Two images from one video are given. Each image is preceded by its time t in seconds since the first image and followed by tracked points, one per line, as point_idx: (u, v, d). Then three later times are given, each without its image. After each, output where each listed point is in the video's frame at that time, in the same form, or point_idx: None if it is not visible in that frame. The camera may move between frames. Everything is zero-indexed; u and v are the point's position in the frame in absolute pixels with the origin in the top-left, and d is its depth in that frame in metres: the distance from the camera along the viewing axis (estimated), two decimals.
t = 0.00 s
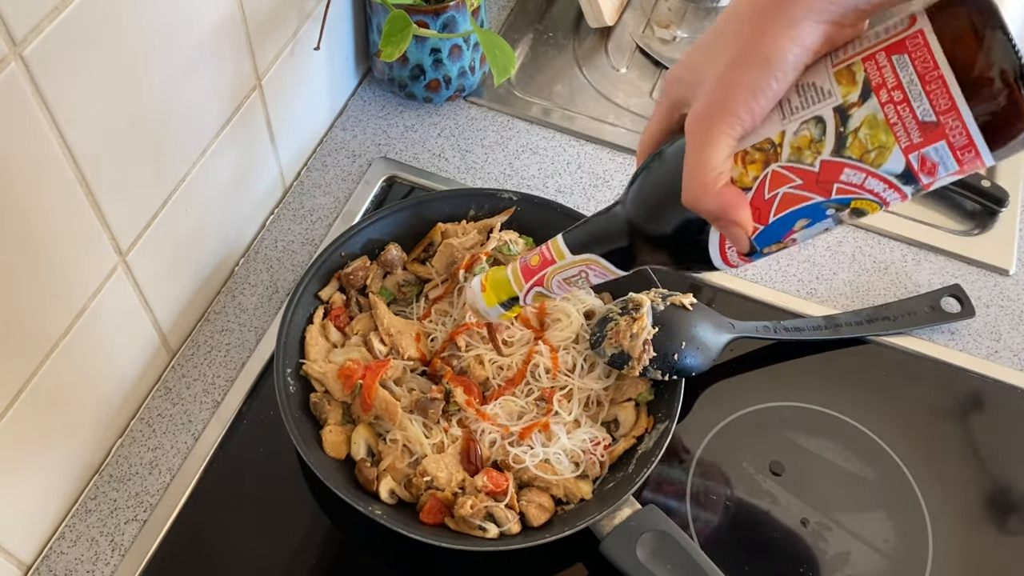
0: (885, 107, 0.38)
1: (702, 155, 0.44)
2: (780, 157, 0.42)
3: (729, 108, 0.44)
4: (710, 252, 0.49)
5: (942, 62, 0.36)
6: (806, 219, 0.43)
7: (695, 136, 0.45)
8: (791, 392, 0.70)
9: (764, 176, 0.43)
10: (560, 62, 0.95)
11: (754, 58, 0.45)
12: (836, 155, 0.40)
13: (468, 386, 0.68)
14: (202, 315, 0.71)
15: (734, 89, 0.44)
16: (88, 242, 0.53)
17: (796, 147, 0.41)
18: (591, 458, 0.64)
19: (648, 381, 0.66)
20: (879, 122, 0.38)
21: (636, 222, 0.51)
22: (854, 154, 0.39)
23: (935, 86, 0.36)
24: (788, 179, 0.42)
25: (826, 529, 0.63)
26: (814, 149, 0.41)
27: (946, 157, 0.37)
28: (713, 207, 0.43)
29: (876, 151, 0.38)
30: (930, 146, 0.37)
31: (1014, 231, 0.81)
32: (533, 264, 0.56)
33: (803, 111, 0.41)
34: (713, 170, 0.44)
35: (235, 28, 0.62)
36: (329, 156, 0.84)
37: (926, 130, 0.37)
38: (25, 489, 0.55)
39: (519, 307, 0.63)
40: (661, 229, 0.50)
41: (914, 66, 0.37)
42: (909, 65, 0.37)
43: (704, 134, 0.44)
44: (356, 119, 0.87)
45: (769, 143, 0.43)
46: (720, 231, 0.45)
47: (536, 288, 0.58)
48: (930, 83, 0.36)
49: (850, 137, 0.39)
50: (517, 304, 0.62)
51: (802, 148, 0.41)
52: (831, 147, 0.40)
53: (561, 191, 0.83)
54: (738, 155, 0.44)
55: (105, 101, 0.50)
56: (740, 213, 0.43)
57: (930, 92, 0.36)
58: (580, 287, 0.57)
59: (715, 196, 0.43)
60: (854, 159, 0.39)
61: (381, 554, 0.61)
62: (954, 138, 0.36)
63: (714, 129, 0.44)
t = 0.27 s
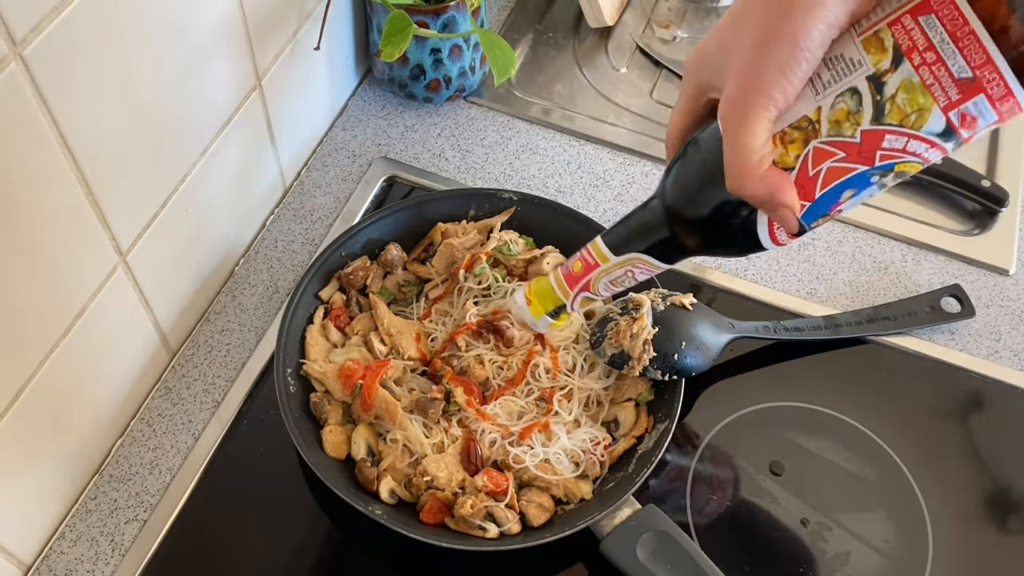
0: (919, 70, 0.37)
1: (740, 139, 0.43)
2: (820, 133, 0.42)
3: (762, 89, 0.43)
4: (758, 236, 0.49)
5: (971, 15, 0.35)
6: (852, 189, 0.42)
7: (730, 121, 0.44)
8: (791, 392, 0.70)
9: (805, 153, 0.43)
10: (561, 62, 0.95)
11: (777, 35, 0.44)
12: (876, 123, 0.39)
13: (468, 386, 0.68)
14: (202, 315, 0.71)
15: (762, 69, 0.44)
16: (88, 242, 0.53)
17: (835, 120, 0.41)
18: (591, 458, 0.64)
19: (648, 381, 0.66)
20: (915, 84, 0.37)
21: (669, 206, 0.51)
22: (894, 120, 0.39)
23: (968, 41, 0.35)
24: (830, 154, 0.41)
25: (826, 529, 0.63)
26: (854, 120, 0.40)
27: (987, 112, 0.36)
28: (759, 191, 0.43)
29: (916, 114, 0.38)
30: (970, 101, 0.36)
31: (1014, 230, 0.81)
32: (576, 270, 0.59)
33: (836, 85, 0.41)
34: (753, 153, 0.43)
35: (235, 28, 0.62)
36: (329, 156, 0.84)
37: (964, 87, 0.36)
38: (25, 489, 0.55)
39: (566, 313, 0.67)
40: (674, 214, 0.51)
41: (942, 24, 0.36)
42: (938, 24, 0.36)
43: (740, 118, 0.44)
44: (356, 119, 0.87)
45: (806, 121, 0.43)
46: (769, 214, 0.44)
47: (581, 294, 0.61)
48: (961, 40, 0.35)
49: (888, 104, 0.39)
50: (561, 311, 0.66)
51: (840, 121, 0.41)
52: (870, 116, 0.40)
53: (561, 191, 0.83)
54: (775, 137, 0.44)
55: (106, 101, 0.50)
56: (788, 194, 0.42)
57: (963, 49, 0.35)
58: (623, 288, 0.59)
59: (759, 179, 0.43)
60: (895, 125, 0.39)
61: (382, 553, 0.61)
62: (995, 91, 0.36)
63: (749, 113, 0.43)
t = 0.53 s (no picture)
0: (905, 69, 0.39)
1: (733, 133, 0.45)
2: (809, 122, 0.44)
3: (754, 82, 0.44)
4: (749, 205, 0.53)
5: (958, 21, 0.37)
6: (837, 169, 0.46)
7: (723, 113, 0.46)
8: (791, 392, 0.70)
9: (794, 140, 0.45)
10: (561, 62, 0.95)
11: (769, 24, 0.44)
12: (862, 115, 0.42)
13: (468, 386, 0.68)
14: (202, 315, 0.71)
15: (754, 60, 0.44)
16: (88, 242, 0.53)
17: (822, 112, 0.43)
18: (591, 458, 0.64)
19: (648, 381, 0.66)
20: (900, 83, 0.40)
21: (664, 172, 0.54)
22: (879, 114, 0.41)
23: (953, 44, 0.37)
24: (817, 142, 0.44)
25: (826, 529, 0.63)
26: (840, 112, 0.43)
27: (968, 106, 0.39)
28: (752, 179, 0.46)
29: (900, 109, 0.41)
30: (951, 98, 0.39)
31: (1014, 231, 0.81)
32: (573, 228, 0.60)
33: (825, 77, 0.43)
34: (746, 147, 0.45)
35: (235, 29, 0.62)
36: (329, 156, 0.84)
37: (947, 86, 0.39)
38: (26, 489, 0.55)
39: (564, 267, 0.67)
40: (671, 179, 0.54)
41: (930, 26, 0.38)
42: (925, 26, 0.38)
43: (731, 111, 0.45)
44: (356, 119, 0.87)
45: (796, 110, 0.45)
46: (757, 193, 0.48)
47: (578, 250, 0.62)
48: (947, 42, 0.37)
49: (873, 99, 0.41)
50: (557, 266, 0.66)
51: (827, 113, 0.43)
52: (856, 111, 0.42)
53: (561, 191, 0.83)
54: (767, 123, 0.46)
55: (106, 100, 0.50)
56: (777, 179, 0.46)
57: (948, 51, 0.38)
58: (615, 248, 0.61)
59: (751, 169, 0.46)
60: (879, 118, 0.42)
61: (382, 554, 0.61)
62: (976, 90, 0.38)
63: (742, 108, 0.45)
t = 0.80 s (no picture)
0: (863, 88, 0.42)
1: (692, 136, 0.46)
2: (764, 131, 0.47)
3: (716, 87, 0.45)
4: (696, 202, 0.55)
5: (917, 48, 0.40)
6: (785, 174, 0.49)
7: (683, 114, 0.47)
8: (791, 392, 0.70)
9: (748, 146, 0.48)
10: (560, 62, 0.95)
11: (734, 30, 0.45)
12: (817, 128, 0.45)
13: (469, 386, 0.68)
14: (202, 315, 0.71)
15: (717, 64, 0.45)
16: (88, 242, 0.53)
17: (780, 122, 0.46)
18: (591, 459, 0.64)
19: (648, 381, 0.66)
20: (857, 102, 0.43)
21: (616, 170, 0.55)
22: (833, 128, 0.45)
23: (910, 69, 0.41)
24: (771, 150, 0.47)
25: (825, 529, 0.63)
26: (796, 124, 0.45)
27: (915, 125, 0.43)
28: (706, 183, 0.48)
29: (853, 125, 0.44)
30: (901, 119, 0.43)
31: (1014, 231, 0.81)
32: (518, 211, 0.58)
33: (783, 89, 0.45)
34: (704, 151, 0.46)
35: (235, 29, 0.62)
36: (329, 156, 0.84)
37: (899, 107, 0.42)
38: (26, 489, 0.55)
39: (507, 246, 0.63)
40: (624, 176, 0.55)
41: (891, 50, 0.41)
42: (886, 48, 0.41)
43: (693, 114, 0.46)
44: (357, 119, 0.87)
45: (752, 118, 0.47)
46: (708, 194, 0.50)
47: (525, 232, 0.59)
48: (905, 67, 0.41)
49: (829, 114, 0.44)
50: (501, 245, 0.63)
51: (784, 123, 0.46)
52: (812, 123, 0.45)
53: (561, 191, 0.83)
54: (723, 128, 0.48)
55: (106, 101, 0.50)
56: (730, 183, 0.47)
57: (905, 75, 0.41)
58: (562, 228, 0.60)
59: (706, 174, 0.47)
60: (833, 132, 0.45)
61: (382, 553, 0.61)
62: (924, 112, 0.42)
63: (703, 112, 0.46)
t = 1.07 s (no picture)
0: (819, 137, 0.40)
1: (650, 191, 0.43)
2: (721, 181, 0.44)
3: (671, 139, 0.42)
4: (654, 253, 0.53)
5: (872, 96, 0.38)
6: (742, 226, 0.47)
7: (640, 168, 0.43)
8: (792, 392, 0.70)
9: (705, 197, 0.45)
10: (560, 62, 0.95)
11: (687, 76, 0.41)
12: (773, 178, 0.43)
13: (469, 386, 0.68)
14: (202, 315, 0.71)
15: (673, 114, 0.42)
16: (87, 241, 0.53)
17: (736, 172, 0.43)
18: (591, 458, 0.64)
19: (648, 381, 0.66)
20: (813, 151, 0.41)
21: (573, 223, 0.52)
22: (790, 178, 0.42)
23: (865, 118, 0.39)
24: (728, 201, 0.45)
25: (825, 529, 0.63)
26: (753, 174, 0.43)
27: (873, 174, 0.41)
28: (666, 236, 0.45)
29: (811, 175, 0.42)
30: (859, 167, 0.41)
31: (1014, 231, 0.81)
32: (477, 264, 0.56)
33: (740, 138, 0.42)
34: (663, 205, 0.43)
35: (235, 28, 0.62)
36: (329, 156, 0.84)
37: (856, 155, 0.40)
38: (25, 489, 0.55)
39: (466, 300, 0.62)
40: (581, 231, 0.53)
41: (845, 99, 0.39)
42: (841, 98, 0.39)
43: (651, 169, 0.43)
44: (357, 119, 0.87)
45: (710, 168, 0.44)
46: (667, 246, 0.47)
47: (483, 284, 0.59)
48: (860, 116, 0.39)
49: (786, 164, 0.42)
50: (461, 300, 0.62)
51: (740, 173, 0.43)
52: (769, 173, 0.43)
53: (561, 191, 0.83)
54: (680, 178, 0.45)
55: (105, 101, 0.50)
56: (690, 237, 0.45)
57: (860, 124, 0.39)
58: (521, 279, 0.59)
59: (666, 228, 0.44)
60: (789, 182, 0.43)
61: (382, 553, 0.61)
62: (881, 162, 0.40)
63: (661, 167, 0.43)
